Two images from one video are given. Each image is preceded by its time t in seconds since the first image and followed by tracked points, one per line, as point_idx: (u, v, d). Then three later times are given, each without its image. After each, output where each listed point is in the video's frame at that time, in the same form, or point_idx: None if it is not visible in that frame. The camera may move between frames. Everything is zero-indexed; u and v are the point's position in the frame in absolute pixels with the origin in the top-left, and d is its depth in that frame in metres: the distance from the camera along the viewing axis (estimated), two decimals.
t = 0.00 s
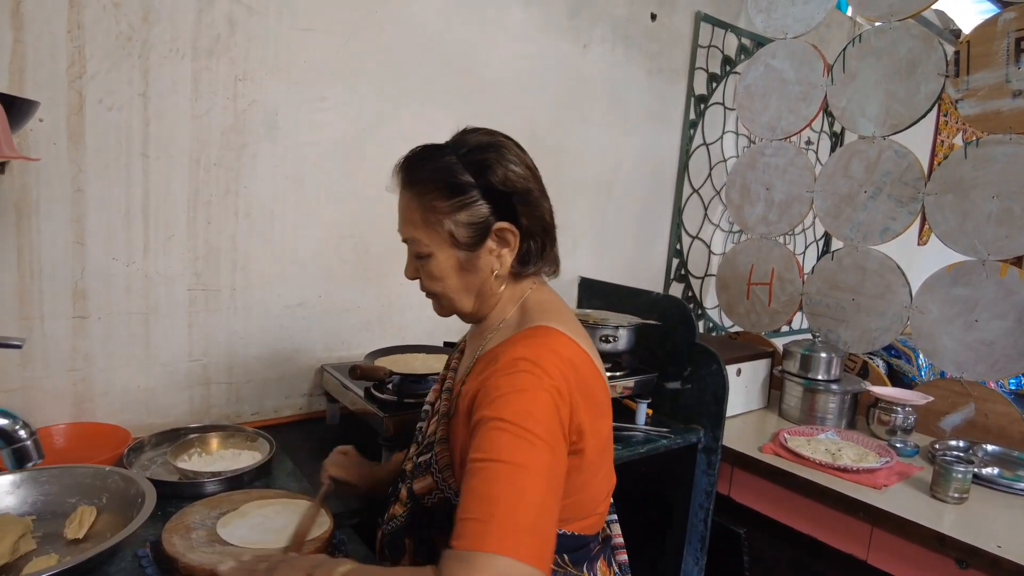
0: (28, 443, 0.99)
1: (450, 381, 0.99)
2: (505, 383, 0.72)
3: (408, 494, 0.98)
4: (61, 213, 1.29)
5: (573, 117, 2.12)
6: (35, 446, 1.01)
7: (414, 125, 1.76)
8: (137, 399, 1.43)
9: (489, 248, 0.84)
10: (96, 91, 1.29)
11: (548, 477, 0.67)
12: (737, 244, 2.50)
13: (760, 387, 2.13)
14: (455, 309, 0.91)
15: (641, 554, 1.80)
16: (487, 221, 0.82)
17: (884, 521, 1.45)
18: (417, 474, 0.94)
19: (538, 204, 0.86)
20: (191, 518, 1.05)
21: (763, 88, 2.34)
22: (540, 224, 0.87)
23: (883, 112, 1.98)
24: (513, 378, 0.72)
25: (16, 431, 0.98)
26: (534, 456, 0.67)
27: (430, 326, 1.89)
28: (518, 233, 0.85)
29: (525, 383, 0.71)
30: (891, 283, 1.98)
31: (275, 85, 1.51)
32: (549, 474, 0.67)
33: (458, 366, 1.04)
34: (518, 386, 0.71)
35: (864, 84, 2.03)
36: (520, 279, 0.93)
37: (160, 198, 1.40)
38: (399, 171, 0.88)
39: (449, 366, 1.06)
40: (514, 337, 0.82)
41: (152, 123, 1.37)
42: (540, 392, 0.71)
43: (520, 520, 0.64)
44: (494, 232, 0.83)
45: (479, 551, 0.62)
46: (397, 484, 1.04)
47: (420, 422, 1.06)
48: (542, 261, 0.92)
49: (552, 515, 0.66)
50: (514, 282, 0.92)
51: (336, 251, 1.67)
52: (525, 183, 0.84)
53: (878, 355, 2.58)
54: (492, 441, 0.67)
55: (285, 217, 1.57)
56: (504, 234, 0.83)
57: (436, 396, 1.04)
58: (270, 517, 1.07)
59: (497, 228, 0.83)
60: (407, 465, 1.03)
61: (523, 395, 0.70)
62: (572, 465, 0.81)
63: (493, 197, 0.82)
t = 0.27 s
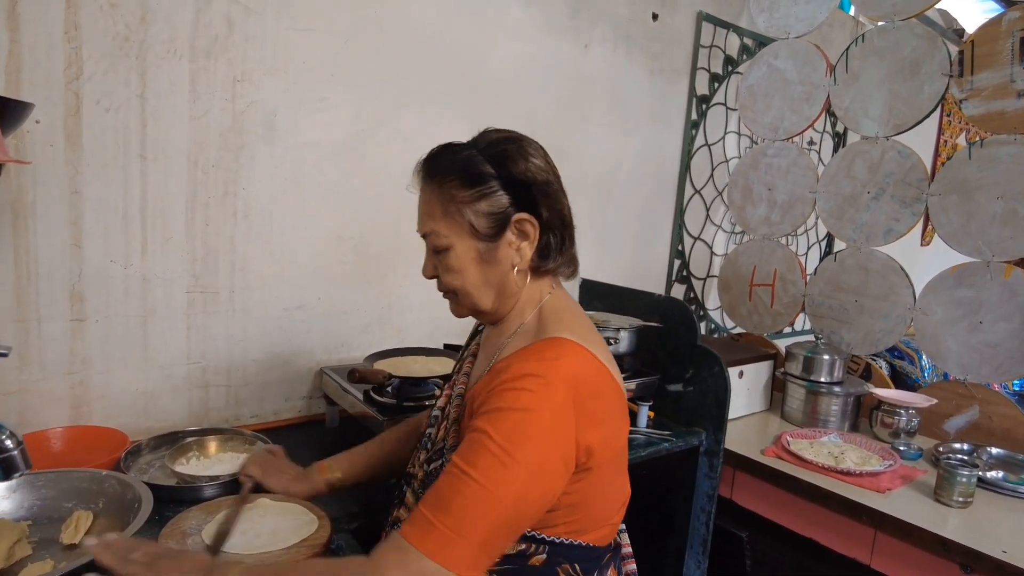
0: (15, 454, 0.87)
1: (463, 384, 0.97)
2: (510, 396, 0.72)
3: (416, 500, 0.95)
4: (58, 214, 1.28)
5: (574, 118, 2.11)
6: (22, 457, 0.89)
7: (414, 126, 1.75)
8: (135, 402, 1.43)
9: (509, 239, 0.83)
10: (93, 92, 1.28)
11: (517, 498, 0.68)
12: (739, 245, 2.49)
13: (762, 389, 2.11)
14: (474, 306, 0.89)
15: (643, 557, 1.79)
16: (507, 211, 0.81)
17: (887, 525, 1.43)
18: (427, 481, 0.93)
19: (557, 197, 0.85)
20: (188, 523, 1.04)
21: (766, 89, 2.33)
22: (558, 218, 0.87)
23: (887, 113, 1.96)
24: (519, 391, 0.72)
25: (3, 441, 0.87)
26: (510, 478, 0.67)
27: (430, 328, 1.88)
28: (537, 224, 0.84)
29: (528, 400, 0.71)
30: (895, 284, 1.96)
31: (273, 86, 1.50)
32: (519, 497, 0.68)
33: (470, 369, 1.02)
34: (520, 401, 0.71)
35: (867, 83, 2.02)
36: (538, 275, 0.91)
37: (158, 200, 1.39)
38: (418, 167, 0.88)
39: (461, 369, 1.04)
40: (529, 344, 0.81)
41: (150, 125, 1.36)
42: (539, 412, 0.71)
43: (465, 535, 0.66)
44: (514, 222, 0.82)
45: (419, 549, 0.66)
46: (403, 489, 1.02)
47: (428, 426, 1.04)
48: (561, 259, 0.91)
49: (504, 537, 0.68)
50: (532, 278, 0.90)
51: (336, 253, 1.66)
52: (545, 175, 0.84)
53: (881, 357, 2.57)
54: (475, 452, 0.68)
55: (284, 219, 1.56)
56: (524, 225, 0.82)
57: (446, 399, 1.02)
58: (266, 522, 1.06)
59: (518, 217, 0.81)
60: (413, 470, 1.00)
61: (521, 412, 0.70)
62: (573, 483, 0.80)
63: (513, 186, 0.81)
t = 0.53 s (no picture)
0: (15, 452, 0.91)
1: (457, 385, 0.97)
2: (512, 389, 0.71)
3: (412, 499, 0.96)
4: (60, 216, 1.29)
5: (574, 119, 2.11)
6: (21, 455, 0.92)
7: (414, 128, 1.75)
8: (136, 402, 1.43)
9: (482, 232, 0.83)
10: (94, 94, 1.29)
11: (542, 488, 0.66)
12: (740, 246, 2.49)
13: (763, 389, 2.11)
14: (459, 304, 0.89)
15: (643, 559, 1.79)
16: (478, 204, 0.82)
17: (887, 526, 1.43)
18: (422, 478, 0.94)
19: (529, 189, 0.85)
20: (188, 523, 1.04)
21: (766, 89, 2.33)
22: (534, 210, 0.86)
23: (887, 114, 1.96)
24: (520, 384, 0.71)
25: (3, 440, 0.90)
26: (531, 467, 0.66)
27: (430, 329, 1.89)
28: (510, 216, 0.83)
29: (531, 391, 0.71)
30: (895, 285, 1.96)
31: (274, 88, 1.51)
32: (544, 486, 0.67)
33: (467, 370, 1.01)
34: (524, 393, 0.70)
35: (868, 84, 2.02)
36: (519, 270, 0.89)
37: (159, 202, 1.40)
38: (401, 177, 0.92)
39: (457, 371, 1.05)
40: (520, 341, 0.81)
41: (151, 127, 1.36)
42: (544, 401, 0.70)
43: (506, 533, 0.63)
44: (485, 214, 0.82)
45: (465, 560, 0.62)
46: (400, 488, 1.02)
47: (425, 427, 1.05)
48: (546, 252, 0.90)
49: (541, 530, 0.65)
50: (515, 274, 0.89)
51: (336, 254, 1.67)
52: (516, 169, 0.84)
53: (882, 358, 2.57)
54: (490, 450, 0.66)
55: (285, 220, 1.57)
56: (495, 216, 0.82)
57: (442, 398, 1.02)
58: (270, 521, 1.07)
59: (488, 209, 0.82)
60: (410, 469, 1.01)
61: (527, 404, 0.69)
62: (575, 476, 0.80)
63: (483, 180, 0.82)
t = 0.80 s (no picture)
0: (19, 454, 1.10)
1: (471, 380, 0.98)
2: (522, 388, 0.73)
3: (427, 493, 0.97)
4: (72, 216, 1.30)
5: (579, 119, 2.12)
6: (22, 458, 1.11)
7: (421, 128, 1.77)
8: (147, 401, 1.44)
9: (505, 234, 0.84)
10: (106, 95, 1.31)
11: (542, 487, 0.68)
12: (745, 246, 2.49)
13: (768, 389, 2.12)
14: (475, 300, 0.91)
15: (650, 558, 1.80)
16: (503, 206, 0.83)
17: (893, 524, 1.44)
18: (438, 474, 0.95)
19: (554, 193, 0.86)
20: (201, 519, 1.06)
21: (771, 90, 2.34)
22: (557, 214, 0.87)
23: (892, 114, 1.97)
24: (529, 383, 0.73)
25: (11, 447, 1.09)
26: (533, 466, 0.68)
27: (436, 328, 1.90)
28: (533, 221, 0.84)
29: (539, 390, 0.72)
30: (900, 285, 1.97)
31: (282, 88, 1.52)
32: (543, 485, 0.69)
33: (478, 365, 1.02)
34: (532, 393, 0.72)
35: (872, 85, 2.02)
36: (536, 271, 0.91)
37: (169, 202, 1.41)
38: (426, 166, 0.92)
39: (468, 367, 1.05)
40: (535, 339, 0.82)
41: (162, 127, 1.38)
42: (551, 402, 0.72)
43: (502, 527, 0.66)
44: (509, 217, 0.83)
45: (458, 549, 0.65)
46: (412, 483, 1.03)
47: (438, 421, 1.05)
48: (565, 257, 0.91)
49: (536, 527, 0.68)
50: (532, 275, 0.91)
51: (344, 254, 1.68)
52: (543, 172, 0.85)
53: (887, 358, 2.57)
54: (496, 448, 0.68)
55: (294, 220, 1.58)
56: (519, 220, 0.83)
57: (455, 395, 1.02)
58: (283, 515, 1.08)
59: (513, 213, 0.83)
60: (423, 463, 1.02)
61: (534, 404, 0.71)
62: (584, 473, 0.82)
63: (509, 182, 0.83)
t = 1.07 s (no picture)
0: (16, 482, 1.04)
1: (518, 375, 0.99)
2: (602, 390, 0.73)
3: (472, 484, 1.00)
4: (88, 211, 1.28)
5: (592, 114, 2.10)
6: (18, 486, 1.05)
7: (436, 122, 1.75)
8: (162, 398, 1.43)
9: (547, 223, 0.87)
10: (122, 88, 1.29)
11: (648, 484, 0.69)
12: (755, 242, 2.48)
13: (781, 386, 2.11)
14: (521, 294, 0.93)
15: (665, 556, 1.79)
16: (544, 195, 0.86)
17: (914, 521, 1.43)
18: (484, 466, 0.94)
19: (592, 180, 0.88)
20: (222, 518, 1.04)
21: (782, 86, 2.32)
22: (597, 201, 0.89)
23: (906, 110, 1.96)
24: (608, 385, 0.74)
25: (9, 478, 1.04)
26: (635, 465, 0.69)
27: (450, 325, 1.88)
28: (575, 208, 0.86)
29: (619, 390, 0.73)
30: (914, 281, 1.96)
31: (297, 82, 1.50)
32: (647, 484, 0.69)
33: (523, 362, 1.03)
34: (614, 394, 0.73)
35: (886, 80, 2.01)
36: (581, 261, 0.92)
37: (185, 197, 1.39)
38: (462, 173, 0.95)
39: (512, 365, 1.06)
40: (594, 336, 0.83)
41: (177, 121, 1.36)
42: (630, 399, 0.73)
43: (627, 531, 0.66)
44: (551, 205, 0.86)
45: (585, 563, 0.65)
46: (454, 475, 1.07)
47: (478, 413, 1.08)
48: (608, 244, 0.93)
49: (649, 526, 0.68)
50: (578, 267, 0.93)
51: (359, 251, 1.66)
52: (580, 162, 0.87)
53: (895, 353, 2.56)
54: (591, 453, 0.69)
55: (309, 216, 1.56)
56: (561, 208, 0.85)
57: (498, 388, 1.06)
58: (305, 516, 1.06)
59: (555, 200, 0.85)
60: (466, 456, 1.05)
61: (619, 404, 0.72)
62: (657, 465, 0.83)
63: (548, 172, 0.86)
